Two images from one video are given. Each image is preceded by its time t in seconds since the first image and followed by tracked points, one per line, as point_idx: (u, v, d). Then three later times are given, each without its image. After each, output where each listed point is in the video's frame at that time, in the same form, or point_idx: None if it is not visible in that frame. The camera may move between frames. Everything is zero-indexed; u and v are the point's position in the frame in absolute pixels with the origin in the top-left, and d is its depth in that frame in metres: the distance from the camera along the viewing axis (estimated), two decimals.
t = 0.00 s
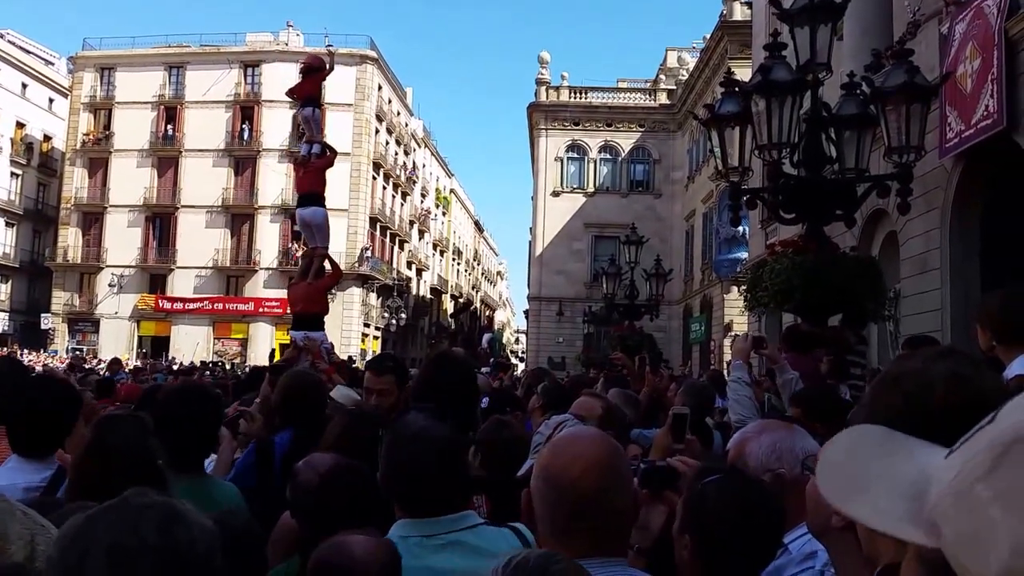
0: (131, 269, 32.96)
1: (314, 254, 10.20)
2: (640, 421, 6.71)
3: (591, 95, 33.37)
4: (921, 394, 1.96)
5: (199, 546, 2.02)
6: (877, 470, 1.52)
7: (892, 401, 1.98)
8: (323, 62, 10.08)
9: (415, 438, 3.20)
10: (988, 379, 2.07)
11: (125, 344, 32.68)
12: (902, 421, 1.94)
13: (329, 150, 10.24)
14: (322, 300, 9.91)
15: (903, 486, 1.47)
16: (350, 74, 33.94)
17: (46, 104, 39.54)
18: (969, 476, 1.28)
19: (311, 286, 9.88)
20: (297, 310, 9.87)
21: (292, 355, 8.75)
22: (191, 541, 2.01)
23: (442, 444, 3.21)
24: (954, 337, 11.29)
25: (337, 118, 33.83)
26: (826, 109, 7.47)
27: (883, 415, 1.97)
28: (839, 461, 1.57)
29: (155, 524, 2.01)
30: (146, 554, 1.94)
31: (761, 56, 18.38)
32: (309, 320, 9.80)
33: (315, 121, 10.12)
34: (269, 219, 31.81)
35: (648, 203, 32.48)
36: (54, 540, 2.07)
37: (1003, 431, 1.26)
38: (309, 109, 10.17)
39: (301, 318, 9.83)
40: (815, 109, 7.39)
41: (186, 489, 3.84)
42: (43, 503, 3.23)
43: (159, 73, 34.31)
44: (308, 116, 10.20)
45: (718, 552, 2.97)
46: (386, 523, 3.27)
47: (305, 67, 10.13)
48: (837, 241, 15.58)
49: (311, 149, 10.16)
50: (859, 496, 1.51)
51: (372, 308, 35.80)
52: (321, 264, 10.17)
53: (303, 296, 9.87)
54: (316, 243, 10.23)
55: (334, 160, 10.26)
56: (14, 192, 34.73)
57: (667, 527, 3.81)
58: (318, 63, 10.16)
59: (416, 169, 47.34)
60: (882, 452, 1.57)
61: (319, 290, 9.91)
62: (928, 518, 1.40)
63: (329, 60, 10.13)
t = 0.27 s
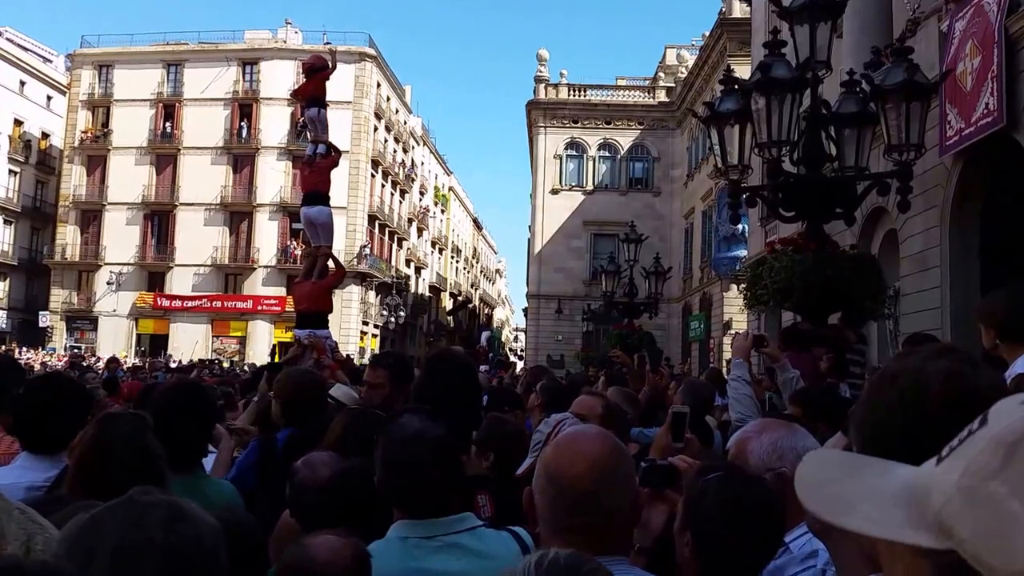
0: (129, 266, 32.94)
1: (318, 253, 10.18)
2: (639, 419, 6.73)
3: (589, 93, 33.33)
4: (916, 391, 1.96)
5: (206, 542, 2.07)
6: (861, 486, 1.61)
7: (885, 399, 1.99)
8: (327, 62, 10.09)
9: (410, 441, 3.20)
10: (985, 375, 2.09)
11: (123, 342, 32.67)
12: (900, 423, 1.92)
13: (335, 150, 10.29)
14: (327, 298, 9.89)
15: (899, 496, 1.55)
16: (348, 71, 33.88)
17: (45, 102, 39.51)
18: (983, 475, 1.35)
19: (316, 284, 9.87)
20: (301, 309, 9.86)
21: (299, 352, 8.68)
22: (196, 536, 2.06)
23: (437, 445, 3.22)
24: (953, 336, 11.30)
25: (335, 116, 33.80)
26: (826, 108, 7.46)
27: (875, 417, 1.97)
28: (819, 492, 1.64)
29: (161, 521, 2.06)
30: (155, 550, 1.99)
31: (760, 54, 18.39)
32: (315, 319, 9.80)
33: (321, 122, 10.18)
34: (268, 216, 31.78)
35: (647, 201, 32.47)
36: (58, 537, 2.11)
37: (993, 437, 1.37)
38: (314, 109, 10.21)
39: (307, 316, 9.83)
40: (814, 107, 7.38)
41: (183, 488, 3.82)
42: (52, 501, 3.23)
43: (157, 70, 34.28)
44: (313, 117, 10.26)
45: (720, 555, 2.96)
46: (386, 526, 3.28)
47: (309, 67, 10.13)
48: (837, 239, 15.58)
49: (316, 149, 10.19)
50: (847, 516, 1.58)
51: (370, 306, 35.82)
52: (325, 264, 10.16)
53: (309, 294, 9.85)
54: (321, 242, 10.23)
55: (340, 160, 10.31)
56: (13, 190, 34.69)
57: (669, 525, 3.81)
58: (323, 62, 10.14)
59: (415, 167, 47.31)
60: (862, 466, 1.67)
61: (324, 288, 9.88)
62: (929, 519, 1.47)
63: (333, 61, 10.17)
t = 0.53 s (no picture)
0: (128, 264, 32.92)
1: (321, 252, 10.19)
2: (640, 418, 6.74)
3: (588, 90, 33.29)
4: (914, 391, 1.96)
5: (198, 541, 2.05)
6: (881, 475, 1.62)
7: (885, 398, 1.99)
8: (330, 62, 10.07)
9: (409, 441, 3.19)
10: (989, 372, 2.09)
11: (122, 340, 32.67)
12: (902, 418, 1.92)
13: (339, 150, 10.28)
14: (329, 298, 9.88)
15: (914, 488, 1.54)
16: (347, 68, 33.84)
17: (43, 100, 39.43)
18: (999, 468, 1.30)
19: (319, 284, 9.87)
20: (303, 308, 9.86)
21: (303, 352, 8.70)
22: (189, 535, 2.04)
23: (435, 445, 3.20)
24: (953, 334, 11.31)
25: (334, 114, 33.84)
26: (826, 105, 7.45)
27: (876, 416, 1.97)
28: (837, 473, 1.68)
29: (153, 519, 2.04)
30: (147, 549, 1.97)
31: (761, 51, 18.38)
32: (318, 319, 9.77)
33: (326, 122, 10.17)
34: (266, 214, 31.73)
35: (646, 199, 32.46)
36: (52, 532, 2.10)
37: (1009, 431, 1.32)
38: (319, 109, 10.20)
39: (310, 316, 9.81)
40: (814, 105, 7.37)
41: (183, 487, 3.80)
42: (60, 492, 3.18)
43: (155, 68, 34.22)
44: (318, 117, 10.24)
45: (723, 555, 2.95)
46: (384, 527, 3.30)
47: (313, 68, 10.09)
48: (836, 237, 15.58)
49: (320, 149, 10.19)
50: (869, 501, 1.59)
51: (369, 304, 35.82)
52: (328, 264, 10.18)
53: (312, 294, 9.85)
54: (324, 241, 10.23)
55: (344, 160, 10.31)
56: (10, 188, 34.61)
57: (670, 523, 3.80)
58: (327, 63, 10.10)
59: (414, 165, 47.26)
60: (871, 462, 1.68)
61: (327, 288, 9.90)
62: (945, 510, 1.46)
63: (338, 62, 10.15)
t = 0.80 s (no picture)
0: (127, 262, 32.91)
1: (324, 252, 10.20)
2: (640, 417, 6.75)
3: (588, 88, 33.26)
4: (914, 392, 1.95)
5: (186, 542, 2.09)
6: (891, 476, 1.59)
7: (883, 403, 1.99)
8: (335, 62, 10.06)
9: (401, 441, 3.19)
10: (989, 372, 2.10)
11: (120, 338, 32.70)
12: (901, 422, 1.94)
13: (344, 151, 10.27)
14: (333, 298, 9.88)
15: (918, 491, 1.53)
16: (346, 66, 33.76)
17: (41, 97, 39.39)
18: (1002, 479, 1.30)
19: (323, 284, 9.86)
20: (307, 308, 9.86)
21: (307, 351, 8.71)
22: (175, 536, 2.08)
23: (428, 445, 3.21)
24: (953, 332, 11.32)
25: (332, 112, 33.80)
26: (826, 103, 7.45)
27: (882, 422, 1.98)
28: (849, 469, 1.63)
29: (142, 520, 2.07)
30: (137, 550, 1.98)
31: (761, 49, 18.38)
32: (322, 318, 9.77)
33: (331, 124, 10.16)
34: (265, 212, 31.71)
35: (646, 197, 32.46)
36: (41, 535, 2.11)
37: (1014, 442, 1.32)
38: (324, 110, 10.20)
39: (313, 315, 9.81)
40: (814, 103, 7.37)
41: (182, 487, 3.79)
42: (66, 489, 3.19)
43: (154, 65, 34.19)
44: (323, 119, 10.24)
45: (725, 555, 2.95)
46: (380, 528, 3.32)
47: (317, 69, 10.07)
48: (836, 235, 15.59)
49: (324, 150, 10.17)
50: (875, 501, 1.57)
51: (368, 302, 35.84)
52: (332, 264, 10.17)
53: (316, 294, 9.84)
54: (329, 241, 10.24)
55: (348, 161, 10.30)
56: (9, 185, 34.59)
57: (671, 523, 3.84)
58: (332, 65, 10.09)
59: (412, 162, 47.24)
60: (886, 463, 1.63)
61: (330, 288, 9.88)
62: (948, 514, 1.46)
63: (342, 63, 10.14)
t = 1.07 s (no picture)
0: (125, 260, 32.88)
1: (328, 252, 10.20)
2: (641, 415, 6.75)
3: (587, 86, 33.21)
4: (920, 394, 1.94)
5: (194, 538, 2.04)
6: (900, 475, 1.56)
7: (887, 405, 1.99)
8: (339, 62, 10.05)
9: (397, 441, 3.19)
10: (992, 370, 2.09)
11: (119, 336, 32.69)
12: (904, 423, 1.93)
13: (348, 150, 10.26)
14: (336, 297, 9.87)
15: (923, 490, 1.51)
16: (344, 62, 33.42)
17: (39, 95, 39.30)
18: (1000, 482, 1.29)
19: (326, 283, 9.84)
20: (311, 307, 9.85)
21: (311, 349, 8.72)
22: (184, 534, 2.03)
23: (423, 444, 3.20)
24: (953, 330, 11.32)
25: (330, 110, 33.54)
26: (826, 101, 7.44)
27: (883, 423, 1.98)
28: (857, 468, 1.61)
29: (150, 519, 2.04)
30: (146, 548, 1.96)
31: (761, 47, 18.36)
32: (325, 317, 9.77)
33: (335, 124, 10.15)
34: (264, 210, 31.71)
35: (645, 194, 32.45)
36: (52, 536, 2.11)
37: (1012, 446, 1.30)
38: (328, 111, 10.18)
39: (316, 314, 9.81)
40: (815, 101, 7.35)
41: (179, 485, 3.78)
42: (77, 488, 3.21)
43: (152, 63, 34.14)
44: (327, 118, 10.23)
45: (725, 554, 2.94)
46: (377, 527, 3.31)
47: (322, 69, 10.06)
48: (835, 233, 15.58)
49: (328, 150, 10.15)
50: (883, 499, 1.56)
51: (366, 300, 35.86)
52: (337, 262, 10.16)
53: (319, 293, 9.83)
54: (332, 241, 10.24)
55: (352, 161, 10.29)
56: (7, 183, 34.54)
57: (672, 522, 3.84)
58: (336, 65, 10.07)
59: (411, 160, 47.22)
60: (892, 461, 1.60)
61: (334, 287, 9.87)
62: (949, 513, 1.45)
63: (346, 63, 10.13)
